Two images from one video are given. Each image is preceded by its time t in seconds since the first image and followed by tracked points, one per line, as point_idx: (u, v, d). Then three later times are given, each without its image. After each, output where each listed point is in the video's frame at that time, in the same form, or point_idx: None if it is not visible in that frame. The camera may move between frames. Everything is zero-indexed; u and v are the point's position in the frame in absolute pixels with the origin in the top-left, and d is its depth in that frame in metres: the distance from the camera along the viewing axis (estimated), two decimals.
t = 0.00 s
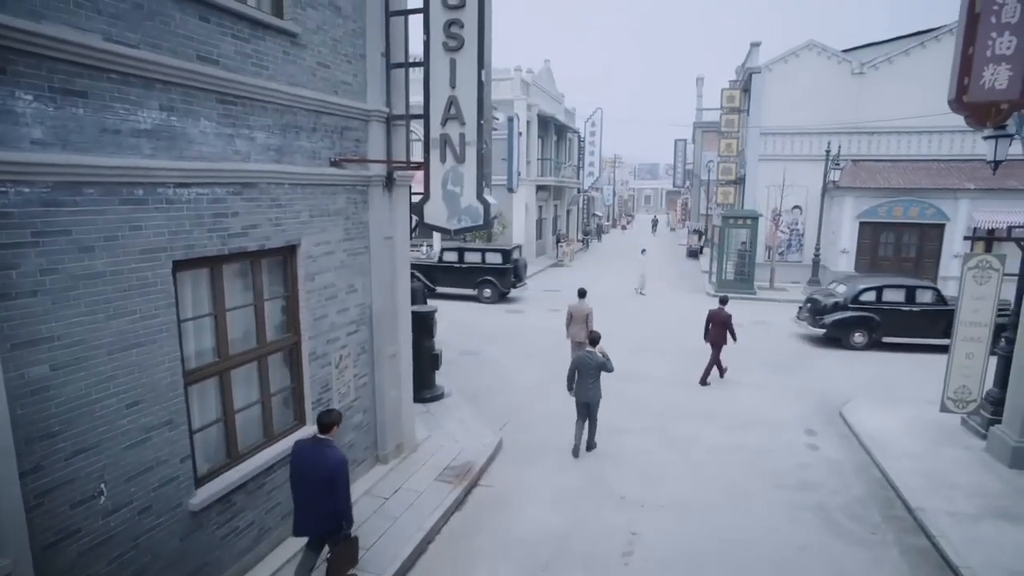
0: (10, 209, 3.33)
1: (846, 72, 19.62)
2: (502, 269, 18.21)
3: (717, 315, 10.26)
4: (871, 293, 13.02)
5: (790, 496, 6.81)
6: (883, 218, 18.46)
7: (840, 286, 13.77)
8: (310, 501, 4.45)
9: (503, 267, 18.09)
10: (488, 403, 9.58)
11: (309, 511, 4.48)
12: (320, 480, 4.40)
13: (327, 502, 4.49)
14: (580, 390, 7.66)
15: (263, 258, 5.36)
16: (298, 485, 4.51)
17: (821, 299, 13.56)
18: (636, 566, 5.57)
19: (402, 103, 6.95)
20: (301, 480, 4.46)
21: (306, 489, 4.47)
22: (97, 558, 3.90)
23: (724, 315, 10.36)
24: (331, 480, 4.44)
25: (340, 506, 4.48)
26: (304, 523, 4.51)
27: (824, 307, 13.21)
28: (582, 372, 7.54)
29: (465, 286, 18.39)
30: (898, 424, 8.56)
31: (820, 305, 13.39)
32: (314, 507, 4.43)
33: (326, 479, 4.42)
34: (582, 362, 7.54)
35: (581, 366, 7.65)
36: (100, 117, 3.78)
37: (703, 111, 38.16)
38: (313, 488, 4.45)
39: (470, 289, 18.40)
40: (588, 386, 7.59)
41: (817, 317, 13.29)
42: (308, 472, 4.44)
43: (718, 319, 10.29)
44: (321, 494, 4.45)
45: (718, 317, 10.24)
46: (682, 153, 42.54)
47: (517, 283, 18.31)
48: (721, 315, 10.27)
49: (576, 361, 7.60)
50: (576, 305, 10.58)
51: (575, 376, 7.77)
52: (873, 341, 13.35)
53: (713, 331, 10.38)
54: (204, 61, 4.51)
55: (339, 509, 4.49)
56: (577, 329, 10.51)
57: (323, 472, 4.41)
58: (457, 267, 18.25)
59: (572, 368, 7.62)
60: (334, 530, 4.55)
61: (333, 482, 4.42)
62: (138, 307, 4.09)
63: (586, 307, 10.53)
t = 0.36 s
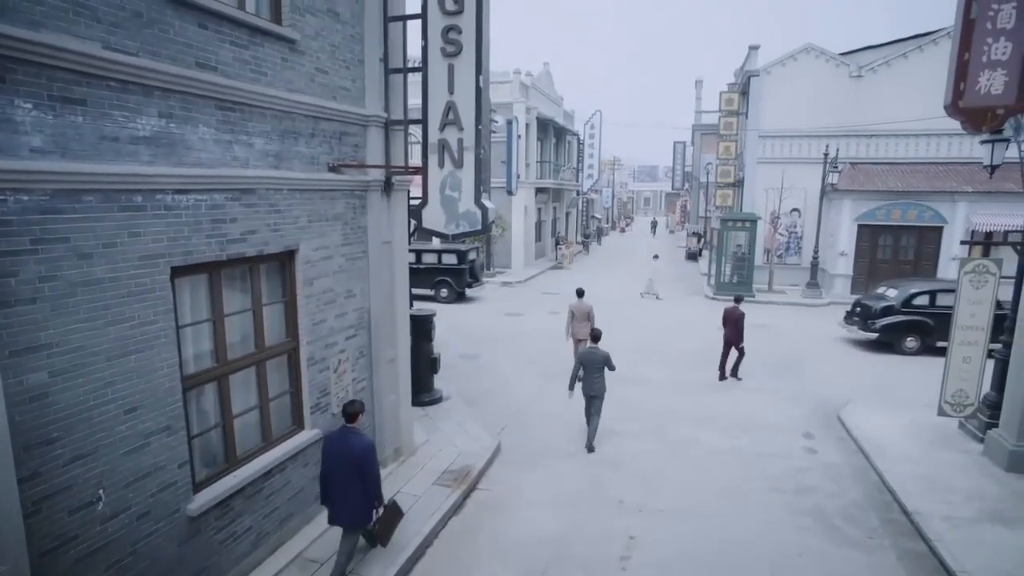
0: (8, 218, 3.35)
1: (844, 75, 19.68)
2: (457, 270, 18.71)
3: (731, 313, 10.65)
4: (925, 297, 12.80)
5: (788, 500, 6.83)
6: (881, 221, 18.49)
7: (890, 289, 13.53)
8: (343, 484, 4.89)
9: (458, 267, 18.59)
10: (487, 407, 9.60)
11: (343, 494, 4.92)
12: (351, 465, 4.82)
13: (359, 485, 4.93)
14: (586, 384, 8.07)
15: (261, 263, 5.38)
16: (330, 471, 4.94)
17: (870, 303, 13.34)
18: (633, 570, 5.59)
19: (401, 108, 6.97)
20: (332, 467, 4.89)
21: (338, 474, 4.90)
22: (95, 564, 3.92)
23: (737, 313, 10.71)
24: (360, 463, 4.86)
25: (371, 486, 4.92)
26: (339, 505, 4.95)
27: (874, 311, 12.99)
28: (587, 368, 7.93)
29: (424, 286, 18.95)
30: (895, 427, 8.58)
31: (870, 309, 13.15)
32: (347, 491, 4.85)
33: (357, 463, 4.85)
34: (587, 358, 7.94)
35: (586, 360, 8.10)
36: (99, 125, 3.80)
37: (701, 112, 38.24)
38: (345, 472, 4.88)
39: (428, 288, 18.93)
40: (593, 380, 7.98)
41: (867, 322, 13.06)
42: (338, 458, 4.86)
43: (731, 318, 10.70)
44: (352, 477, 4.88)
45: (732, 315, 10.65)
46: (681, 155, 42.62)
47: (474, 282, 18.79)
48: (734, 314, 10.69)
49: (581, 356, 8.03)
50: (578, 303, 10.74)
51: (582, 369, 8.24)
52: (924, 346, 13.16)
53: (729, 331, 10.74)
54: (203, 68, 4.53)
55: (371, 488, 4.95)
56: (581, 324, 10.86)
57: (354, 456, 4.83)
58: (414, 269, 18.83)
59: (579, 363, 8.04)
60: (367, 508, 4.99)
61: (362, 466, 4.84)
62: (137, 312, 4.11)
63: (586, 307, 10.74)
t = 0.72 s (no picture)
0: (8, 224, 3.36)
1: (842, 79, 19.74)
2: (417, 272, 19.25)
3: (751, 315, 10.76)
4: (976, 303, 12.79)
5: (785, 504, 6.84)
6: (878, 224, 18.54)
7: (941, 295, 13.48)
8: (369, 462, 5.38)
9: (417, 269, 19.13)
10: (486, 411, 9.60)
11: (371, 471, 5.42)
12: (373, 444, 5.31)
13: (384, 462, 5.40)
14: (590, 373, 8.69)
15: (260, 269, 5.39)
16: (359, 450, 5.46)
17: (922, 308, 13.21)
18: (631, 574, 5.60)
19: (400, 113, 7.00)
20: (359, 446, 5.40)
21: (365, 454, 5.39)
22: (93, 569, 3.92)
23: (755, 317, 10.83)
24: (383, 443, 5.34)
25: (394, 463, 5.38)
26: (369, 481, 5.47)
27: (926, 316, 12.91)
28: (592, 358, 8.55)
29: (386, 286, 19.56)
30: (893, 431, 8.58)
31: (921, 314, 13.10)
32: (373, 469, 5.33)
33: (379, 441, 5.32)
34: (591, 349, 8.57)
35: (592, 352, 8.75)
36: (98, 131, 3.81)
37: (700, 115, 38.32)
38: (370, 451, 5.37)
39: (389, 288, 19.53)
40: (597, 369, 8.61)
41: (918, 327, 12.99)
42: (364, 437, 5.36)
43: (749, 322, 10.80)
44: (376, 456, 5.35)
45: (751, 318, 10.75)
46: (680, 158, 42.70)
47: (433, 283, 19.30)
48: (756, 317, 10.75)
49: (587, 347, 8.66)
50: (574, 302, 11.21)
51: (588, 361, 8.87)
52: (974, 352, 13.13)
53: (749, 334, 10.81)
54: (202, 74, 4.55)
55: (393, 466, 5.39)
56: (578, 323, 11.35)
57: (376, 435, 5.32)
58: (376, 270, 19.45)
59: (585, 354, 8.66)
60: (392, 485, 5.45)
61: (383, 444, 5.32)
62: (135, 318, 4.12)
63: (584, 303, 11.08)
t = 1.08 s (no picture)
0: (6, 227, 3.36)
1: (839, 83, 19.78)
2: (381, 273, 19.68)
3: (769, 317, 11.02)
4: None
5: (784, 506, 6.85)
6: (876, 227, 18.60)
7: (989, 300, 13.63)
8: (396, 449, 5.78)
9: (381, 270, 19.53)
10: (484, 414, 9.60)
11: (396, 458, 5.82)
12: (404, 433, 5.74)
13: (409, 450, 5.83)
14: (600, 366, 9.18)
15: (258, 271, 5.39)
16: (387, 437, 5.87)
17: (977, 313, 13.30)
18: None
19: (398, 116, 7.02)
20: (388, 433, 5.80)
21: (393, 441, 5.80)
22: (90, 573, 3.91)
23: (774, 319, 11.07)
24: (413, 433, 5.79)
25: (419, 452, 5.82)
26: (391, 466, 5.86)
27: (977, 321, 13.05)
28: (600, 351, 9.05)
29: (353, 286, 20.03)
30: (891, 433, 8.60)
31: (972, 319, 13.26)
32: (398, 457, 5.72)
33: (408, 431, 5.75)
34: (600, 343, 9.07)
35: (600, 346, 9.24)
36: (97, 134, 3.82)
37: (697, 118, 38.44)
38: (398, 439, 5.79)
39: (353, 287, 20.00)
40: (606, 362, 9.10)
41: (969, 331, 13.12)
42: (395, 426, 5.78)
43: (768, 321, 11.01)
44: (404, 444, 5.78)
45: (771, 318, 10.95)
46: (678, 161, 42.80)
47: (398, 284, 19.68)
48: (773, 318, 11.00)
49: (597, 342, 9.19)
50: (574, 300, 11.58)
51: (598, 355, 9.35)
52: None
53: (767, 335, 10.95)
54: (200, 77, 4.56)
55: (418, 454, 5.83)
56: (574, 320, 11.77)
57: (407, 426, 5.74)
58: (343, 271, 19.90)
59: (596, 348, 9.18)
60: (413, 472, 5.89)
61: (412, 434, 5.75)
62: (134, 321, 4.12)
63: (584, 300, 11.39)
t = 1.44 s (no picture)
0: (4, 227, 3.36)
1: (837, 86, 19.85)
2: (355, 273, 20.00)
3: (793, 316, 11.12)
4: None
5: (783, 508, 6.85)
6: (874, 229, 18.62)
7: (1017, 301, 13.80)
8: (419, 435, 6.15)
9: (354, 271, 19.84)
10: (484, 416, 9.59)
11: (419, 443, 6.17)
12: (425, 418, 6.12)
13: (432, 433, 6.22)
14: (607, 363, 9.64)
15: (257, 273, 5.38)
16: (407, 426, 6.21)
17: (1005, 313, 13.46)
18: None
19: (397, 118, 7.02)
20: (409, 421, 6.16)
21: (414, 427, 6.16)
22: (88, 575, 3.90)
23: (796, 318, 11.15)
24: (432, 418, 6.16)
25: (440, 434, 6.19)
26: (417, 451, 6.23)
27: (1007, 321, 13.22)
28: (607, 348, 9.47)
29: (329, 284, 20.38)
30: (890, 436, 8.60)
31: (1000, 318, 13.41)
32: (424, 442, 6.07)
33: (429, 415, 6.13)
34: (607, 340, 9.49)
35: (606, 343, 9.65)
36: (96, 136, 3.82)
37: (696, 122, 38.45)
38: (419, 425, 6.15)
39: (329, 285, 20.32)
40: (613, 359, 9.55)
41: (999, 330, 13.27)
42: (415, 413, 6.14)
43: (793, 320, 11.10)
44: (425, 428, 6.14)
45: (796, 316, 11.06)
46: (677, 164, 42.86)
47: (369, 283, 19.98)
48: (796, 317, 11.11)
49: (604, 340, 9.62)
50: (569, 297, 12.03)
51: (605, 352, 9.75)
52: None
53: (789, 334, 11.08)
54: (200, 79, 4.56)
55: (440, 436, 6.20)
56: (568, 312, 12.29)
57: (427, 410, 6.13)
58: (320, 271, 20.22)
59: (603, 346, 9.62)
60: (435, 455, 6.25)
61: (433, 417, 6.13)
62: (132, 322, 4.11)
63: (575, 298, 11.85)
